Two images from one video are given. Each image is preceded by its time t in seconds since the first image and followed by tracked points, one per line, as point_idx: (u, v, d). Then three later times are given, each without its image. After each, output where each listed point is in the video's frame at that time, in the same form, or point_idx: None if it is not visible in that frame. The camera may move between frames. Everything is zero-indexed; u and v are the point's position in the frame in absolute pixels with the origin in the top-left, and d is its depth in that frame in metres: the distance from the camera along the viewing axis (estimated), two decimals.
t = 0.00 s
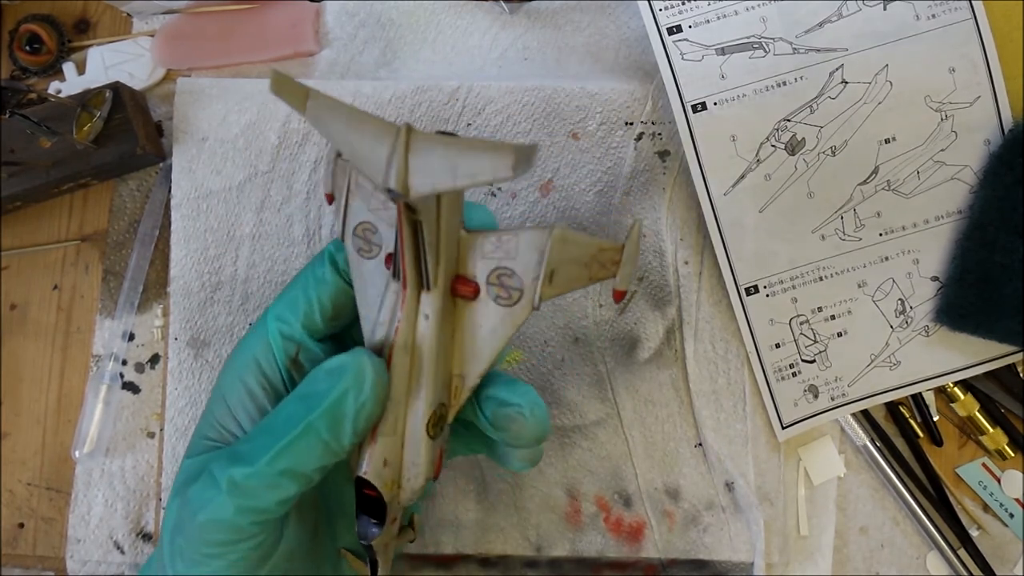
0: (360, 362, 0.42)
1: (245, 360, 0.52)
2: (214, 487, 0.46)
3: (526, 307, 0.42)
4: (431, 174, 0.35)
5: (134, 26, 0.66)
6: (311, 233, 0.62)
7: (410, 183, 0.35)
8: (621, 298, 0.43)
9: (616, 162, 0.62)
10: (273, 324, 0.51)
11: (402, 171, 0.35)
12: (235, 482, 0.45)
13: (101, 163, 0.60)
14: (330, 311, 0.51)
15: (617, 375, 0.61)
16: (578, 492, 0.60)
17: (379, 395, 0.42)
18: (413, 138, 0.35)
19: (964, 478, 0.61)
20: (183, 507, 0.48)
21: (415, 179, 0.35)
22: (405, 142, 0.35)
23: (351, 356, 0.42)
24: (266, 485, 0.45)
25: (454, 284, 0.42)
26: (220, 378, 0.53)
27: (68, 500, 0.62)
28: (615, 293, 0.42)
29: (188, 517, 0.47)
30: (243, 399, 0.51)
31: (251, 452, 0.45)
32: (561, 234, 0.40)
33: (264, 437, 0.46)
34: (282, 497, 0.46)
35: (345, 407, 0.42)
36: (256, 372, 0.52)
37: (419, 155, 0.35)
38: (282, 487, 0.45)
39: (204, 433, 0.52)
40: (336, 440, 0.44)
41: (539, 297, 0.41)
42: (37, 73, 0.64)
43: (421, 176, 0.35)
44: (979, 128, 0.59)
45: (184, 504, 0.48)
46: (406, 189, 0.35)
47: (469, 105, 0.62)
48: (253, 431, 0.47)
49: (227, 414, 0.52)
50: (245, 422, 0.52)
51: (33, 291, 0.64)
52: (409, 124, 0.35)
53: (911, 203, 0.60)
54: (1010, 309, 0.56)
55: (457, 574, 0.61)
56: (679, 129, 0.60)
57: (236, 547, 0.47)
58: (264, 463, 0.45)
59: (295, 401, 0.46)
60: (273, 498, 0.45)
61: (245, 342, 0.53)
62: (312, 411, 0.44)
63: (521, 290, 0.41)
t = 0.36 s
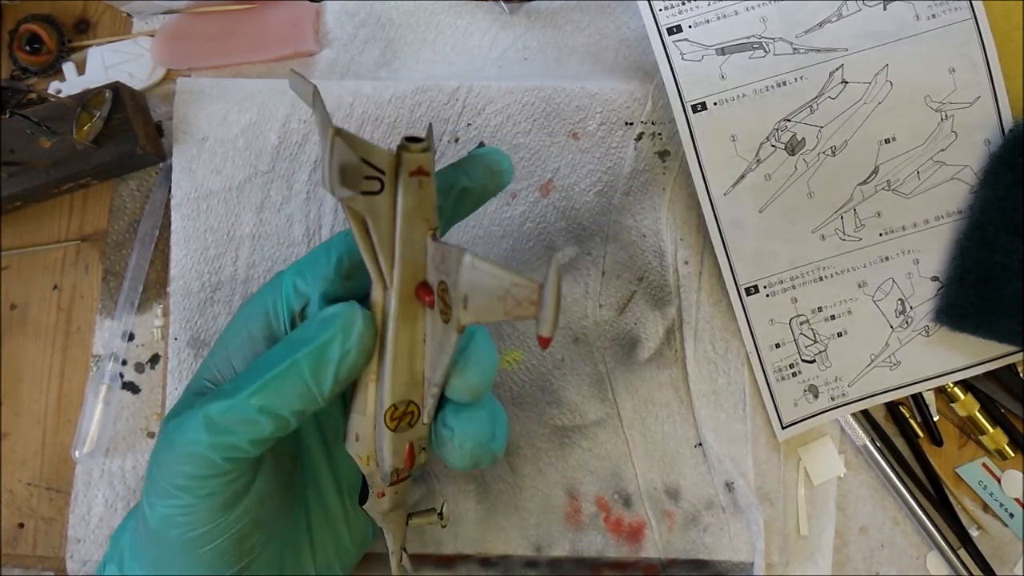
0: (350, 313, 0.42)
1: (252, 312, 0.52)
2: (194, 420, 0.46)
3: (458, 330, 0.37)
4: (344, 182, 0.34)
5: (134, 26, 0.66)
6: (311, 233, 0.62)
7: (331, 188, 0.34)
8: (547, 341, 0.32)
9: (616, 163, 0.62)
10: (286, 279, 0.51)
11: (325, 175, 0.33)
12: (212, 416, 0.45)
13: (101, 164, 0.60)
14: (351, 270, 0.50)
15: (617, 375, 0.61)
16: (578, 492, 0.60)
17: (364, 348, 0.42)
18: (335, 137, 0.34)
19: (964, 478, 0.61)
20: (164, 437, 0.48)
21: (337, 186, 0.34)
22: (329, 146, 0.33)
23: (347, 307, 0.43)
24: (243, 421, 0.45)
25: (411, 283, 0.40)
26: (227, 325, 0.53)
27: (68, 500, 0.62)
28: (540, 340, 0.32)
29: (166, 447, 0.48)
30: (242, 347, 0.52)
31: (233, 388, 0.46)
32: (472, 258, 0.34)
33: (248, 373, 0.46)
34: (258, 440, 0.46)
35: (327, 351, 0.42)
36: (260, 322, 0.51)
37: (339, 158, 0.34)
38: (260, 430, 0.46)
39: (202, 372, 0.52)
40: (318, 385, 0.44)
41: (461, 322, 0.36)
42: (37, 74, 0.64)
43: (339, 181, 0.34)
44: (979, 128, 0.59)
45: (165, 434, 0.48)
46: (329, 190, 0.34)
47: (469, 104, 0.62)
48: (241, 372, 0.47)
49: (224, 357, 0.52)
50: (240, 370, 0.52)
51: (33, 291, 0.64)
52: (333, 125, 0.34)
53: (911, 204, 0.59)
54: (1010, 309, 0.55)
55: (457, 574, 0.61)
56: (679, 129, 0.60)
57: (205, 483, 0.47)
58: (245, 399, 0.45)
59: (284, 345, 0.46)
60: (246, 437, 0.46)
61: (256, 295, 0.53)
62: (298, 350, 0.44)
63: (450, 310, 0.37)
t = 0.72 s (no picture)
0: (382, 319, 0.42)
1: (266, 317, 0.52)
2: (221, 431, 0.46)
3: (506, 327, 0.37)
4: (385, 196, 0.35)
5: (134, 26, 0.66)
6: (311, 233, 0.62)
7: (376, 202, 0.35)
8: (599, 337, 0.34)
9: (616, 162, 0.62)
10: (299, 284, 0.51)
11: (368, 191, 0.34)
12: (245, 426, 0.45)
13: (101, 164, 0.60)
14: (361, 276, 0.51)
15: (617, 375, 0.62)
16: (578, 491, 0.60)
17: (397, 353, 0.43)
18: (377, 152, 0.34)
19: (964, 478, 0.61)
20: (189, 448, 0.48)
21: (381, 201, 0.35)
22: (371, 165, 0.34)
23: (379, 314, 0.43)
24: (276, 429, 0.45)
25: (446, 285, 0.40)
26: (239, 333, 0.53)
27: (68, 500, 0.62)
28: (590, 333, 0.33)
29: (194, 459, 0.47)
30: (257, 353, 0.52)
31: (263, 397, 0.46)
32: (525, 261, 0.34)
33: (279, 382, 0.46)
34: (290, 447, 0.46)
35: (365, 359, 0.43)
36: (274, 328, 0.52)
37: (383, 173, 0.34)
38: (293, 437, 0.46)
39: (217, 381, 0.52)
40: (353, 391, 0.45)
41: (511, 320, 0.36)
42: (37, 73, 0.64)
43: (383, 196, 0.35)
44: (979, 128, 0.59)
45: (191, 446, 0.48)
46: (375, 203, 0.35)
47: (469, 105, 0.62)
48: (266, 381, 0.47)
49: (240, 365, 0.52)
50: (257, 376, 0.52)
51: (33, 290, 0.64)
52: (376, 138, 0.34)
53: (911, 203, 0.60)
54: (1010, 309, 0.55)
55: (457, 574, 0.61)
56: (679, 129, 0.60)
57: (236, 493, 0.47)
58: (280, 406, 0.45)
59: (313, 353, 0.46)
60: (281, 444, 0.46)
61: (268, 301, 0.53)
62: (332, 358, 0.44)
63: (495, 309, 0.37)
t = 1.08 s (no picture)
0: (341, 392, 0.45)
1: (249, 396, 0.51)
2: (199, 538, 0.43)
3: (568, 248, 0.47)
4: (539, 170, 0.40)
5: (134, 26, 0.66)
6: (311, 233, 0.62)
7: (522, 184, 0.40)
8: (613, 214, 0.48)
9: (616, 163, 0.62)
10: (273, 348, 0.51)
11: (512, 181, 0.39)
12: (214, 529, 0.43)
13: (101, 164, 0.60)
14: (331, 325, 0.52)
15: (617, 375, 0.62)
16: (578, 492, 0.60)
17: (358, 423, 0.45)
18: (511, 145, 0.39)
19: (964, 478, 0.61)
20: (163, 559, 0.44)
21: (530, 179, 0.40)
22: (508, 152, 0.39)
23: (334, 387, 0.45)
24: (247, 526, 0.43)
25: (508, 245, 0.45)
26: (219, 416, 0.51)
27: (68, 500, 0.62)
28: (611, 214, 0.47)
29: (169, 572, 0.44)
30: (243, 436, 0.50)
31: (231, 491, 0.44)
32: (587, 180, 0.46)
33: (241, 474, 0.45)
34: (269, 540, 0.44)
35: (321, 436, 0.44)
36: (258, 406, 0.50)
37: (523, 153, 0.40)
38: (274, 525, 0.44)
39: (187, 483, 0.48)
40: (321, 474, 0.45)
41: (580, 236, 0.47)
42: (37, 74, 0.64)
43: (530, 172, 0.40)
44: (979, 128, 0.59)
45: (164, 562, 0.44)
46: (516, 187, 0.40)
47: (469, 105, 0.62)
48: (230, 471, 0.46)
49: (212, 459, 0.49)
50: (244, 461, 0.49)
51: (33, 290, 0.64)
52: (507, 133, 0.39)
53: (911, 204, 0.60)
54: (1010, 309, 0.55)
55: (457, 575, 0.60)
56: (679, 129, 0.60)
57: None
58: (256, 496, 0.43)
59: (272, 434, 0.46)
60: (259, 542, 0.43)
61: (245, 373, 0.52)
62: (291, 442, 0.44)
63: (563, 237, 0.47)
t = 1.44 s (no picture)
0: (354, 425, 0.44)
1: (256, 419, 0.50)
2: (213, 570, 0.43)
3: (576, 257, 0.47)
4: (559, 201, 0.38)
5: (134, 26, 0.66)
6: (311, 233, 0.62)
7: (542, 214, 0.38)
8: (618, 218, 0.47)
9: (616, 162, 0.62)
10: (279, 370, 0.50)
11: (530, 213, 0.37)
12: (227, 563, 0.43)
13: (101, 164, 0.60)
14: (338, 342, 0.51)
15: (617, 374, 0.62)
16: (578, 492, 0.60)
17: (371, 455, 0.45)
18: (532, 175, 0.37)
19: (964, 478, 0.61)
20: None
21: (550, 209, 0.38)
22: (529, 183, 0.36)
23: (344, 416, 0.45)
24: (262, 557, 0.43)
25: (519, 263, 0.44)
26: (225, 438, 0.51)
27: (68, 500, 0.62)
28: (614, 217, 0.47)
29: None
30: (252, 460, 0.49)
31: (243, 524, 0.44)
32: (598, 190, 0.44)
33: (253, 504, 0.45)
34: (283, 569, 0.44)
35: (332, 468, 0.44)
36: (266, 430, 0.50)
37: (544, 183, 0.37)
38: (287, 553, 0.44)
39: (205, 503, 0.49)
40: (333, 504, 0.44)
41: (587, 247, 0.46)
42: (37, 73, 0.64)
43: (551, 203, 0.38)
44: (979, 128, 0.59)
45: None
46: (534, 217, 0.38)
47: (469, 104, 0.62)
48: (240, 501, 0.46)
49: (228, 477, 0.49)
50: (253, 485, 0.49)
51: (33, 290, 0.64)
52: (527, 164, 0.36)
53: (911, 203, 0.60)
54: (1011, 309, 0.56)
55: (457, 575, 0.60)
56: (679, 129, 0.60)
57: None
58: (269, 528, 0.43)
59: (283, 464, 0.46)
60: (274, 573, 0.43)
61: (250, 394, 0.51)
62: (304, 475, 0.44)
63: (570, 249, 0.46)
